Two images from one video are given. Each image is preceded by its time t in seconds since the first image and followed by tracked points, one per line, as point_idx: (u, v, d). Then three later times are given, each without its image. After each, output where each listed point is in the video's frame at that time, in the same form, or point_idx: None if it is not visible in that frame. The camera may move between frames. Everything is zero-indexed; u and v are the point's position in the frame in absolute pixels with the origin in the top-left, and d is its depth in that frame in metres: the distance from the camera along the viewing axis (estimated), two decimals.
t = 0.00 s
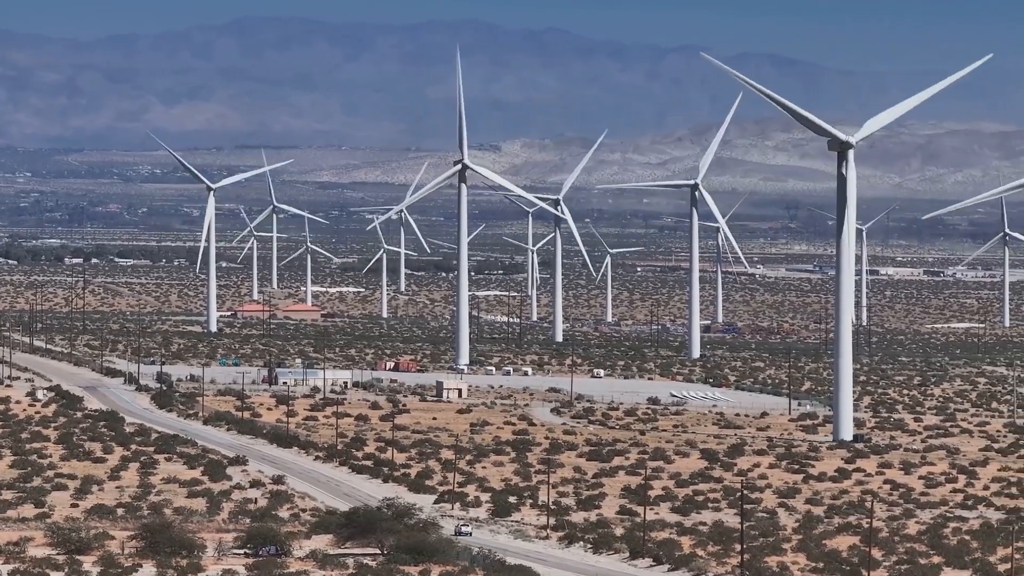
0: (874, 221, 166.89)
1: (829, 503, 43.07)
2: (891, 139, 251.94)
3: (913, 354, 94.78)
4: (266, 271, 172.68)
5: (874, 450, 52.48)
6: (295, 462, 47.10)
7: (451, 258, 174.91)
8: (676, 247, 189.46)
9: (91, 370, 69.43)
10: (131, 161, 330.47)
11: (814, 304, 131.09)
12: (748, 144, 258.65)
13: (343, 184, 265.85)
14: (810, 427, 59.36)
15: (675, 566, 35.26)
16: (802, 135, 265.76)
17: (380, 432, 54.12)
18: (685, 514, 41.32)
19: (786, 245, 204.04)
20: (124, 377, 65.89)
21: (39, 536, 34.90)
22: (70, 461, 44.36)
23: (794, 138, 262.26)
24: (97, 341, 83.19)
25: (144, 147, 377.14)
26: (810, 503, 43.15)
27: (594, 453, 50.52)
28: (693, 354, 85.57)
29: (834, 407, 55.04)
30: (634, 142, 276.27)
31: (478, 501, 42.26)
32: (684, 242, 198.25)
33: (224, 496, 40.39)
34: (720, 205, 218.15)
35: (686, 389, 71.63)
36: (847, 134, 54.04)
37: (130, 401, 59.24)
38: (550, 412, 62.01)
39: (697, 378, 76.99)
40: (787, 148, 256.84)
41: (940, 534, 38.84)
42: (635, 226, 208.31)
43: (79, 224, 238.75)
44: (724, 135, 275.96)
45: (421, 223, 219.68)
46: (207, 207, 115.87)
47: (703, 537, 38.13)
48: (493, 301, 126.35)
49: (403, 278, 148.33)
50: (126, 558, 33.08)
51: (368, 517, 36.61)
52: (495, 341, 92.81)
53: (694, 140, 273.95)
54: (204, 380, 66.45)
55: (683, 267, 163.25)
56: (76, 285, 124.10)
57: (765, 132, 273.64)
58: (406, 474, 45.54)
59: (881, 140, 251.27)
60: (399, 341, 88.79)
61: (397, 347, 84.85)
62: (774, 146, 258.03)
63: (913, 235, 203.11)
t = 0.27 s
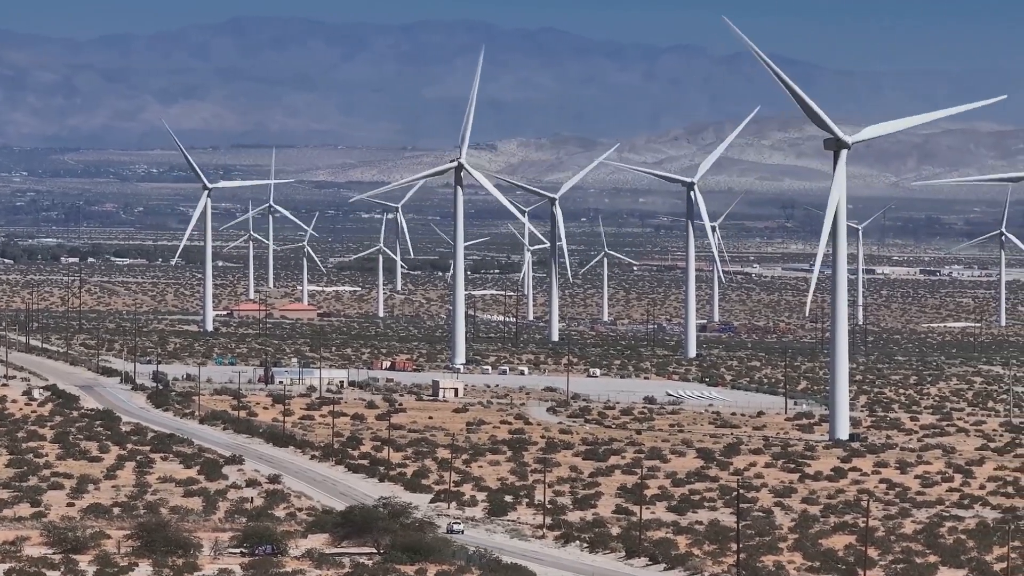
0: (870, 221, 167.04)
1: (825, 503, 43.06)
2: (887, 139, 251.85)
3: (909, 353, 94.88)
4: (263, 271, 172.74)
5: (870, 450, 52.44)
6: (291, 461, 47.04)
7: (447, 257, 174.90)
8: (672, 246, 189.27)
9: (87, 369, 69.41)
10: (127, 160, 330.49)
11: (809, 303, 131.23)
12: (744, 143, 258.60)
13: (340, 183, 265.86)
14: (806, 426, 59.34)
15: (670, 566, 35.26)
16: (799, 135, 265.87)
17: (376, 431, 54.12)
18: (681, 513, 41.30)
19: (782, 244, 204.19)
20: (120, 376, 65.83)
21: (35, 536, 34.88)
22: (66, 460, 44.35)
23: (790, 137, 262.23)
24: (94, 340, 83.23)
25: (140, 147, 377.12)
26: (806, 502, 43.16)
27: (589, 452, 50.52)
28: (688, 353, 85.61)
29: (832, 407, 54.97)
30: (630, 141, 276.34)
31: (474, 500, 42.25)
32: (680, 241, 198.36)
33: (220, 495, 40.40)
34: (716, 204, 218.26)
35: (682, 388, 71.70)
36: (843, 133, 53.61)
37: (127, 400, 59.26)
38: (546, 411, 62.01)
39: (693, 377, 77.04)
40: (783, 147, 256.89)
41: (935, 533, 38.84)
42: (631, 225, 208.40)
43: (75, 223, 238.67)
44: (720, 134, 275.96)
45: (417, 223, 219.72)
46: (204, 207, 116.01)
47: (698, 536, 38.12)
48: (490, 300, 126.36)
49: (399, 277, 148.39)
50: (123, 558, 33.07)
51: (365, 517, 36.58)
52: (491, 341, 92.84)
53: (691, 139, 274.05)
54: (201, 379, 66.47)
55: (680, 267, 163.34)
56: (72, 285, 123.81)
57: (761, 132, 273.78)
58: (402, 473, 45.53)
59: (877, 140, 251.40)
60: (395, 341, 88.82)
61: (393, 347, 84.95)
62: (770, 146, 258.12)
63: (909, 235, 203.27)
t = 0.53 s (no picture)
0: (987, 221, 164.45)
1: (940, 506, 41.95)
2: (1004, 139, 247.93)
3: None
4: (376, 272, 173.38)
5: (990, 454, 51.13)
6: (405, 464, 46.64)
7: (560, 259, 174.48)
8: (786, 248, 187.36)
9: (202, 371, 69.63)
10: (242, 162, 333.45)
11: (926, 305, 129.34)
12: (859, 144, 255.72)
13: (452, 185, 266.33)
14: (924, 429, 58.06)
15: (786, 569, 34.36)
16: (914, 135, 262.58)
17: (488, 434, 53.66)
18: (796, 517, 40.40)
19: (898, 245, 201.64)
20: (235, 379, 65.89)
21: (150, 538, 34.70)
22: (181, 462, 44.27)
23: (905, 138, 258.95)
24: (209, 341, 83.66)
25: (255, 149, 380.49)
26: (922, 506, 42.06)
27: (704, 455, 49.69)
28: (803, 356, 84.43)
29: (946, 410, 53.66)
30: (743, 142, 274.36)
31: (588, 503, 41.59)
32: (794, 242, 196.53)
33: (334, 498, 40.08)
34: (830, 205, 216.00)
35: (797, 391, 70.61)
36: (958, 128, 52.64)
37: (241, 402, 59.25)
38: (660, 414, 61.25)
39: (808, 379, 75.90)
40: (898, 148, 253.73)
41: None
42: (745, 226, 206.80)
43: (190, 224, 241.07)
44: (834, 135, 273.21)
45: (529, 224, 219.57)
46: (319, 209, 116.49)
47: (813, 540, 37.19)
48: (602, 302, 125.74)
49: (512, 279, 148.15)
50: (236, 561, 32.77)
51: (477, 520, 36.04)
52: (604, 343, 92.22)
53: (804, 140, 271.53)
54: (315, 381, 66.42)
55: (793, 268, 161.75)
56: (188, 287, 124.73)
57: (876, 132, 270.69)
58: (515, 476, 44.97)
59: (994, 140, 247.57)
60: (508, 343, 88.44)
61: (505, 348, 84.61)
62: (884, 146, 255.07)
63: None
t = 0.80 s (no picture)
0: (985, 221, 164.57)
1: (938, 506, 41.95)
2: (1002, 139, 247.97)
3: None
4: (375, 272, 173.46)
5: (987, 453, 51.12)
6: (404, 464, 46.64)
7: (558, 259, 174.56)
8: (785, 248, 187.38)
9: (201, 371, 69.62)
10: (241, 162, 333.46)
11: (924, 305, 129.47)
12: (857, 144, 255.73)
13: (450, 185, 266.36)
14: (921, 429, 58.06)
15: (784, 569, 34.34)
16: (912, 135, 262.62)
17: (487, 434, 53.67)
18: (794, 517, 40.40)
19: (896, 245, 201.75)
20: (234, 379, 65.84)
21: (149, 539, 34.70)
22: (180, 462, 44.25)
23: (903, 139, 258.95)
24: (208, 342, 83.69)
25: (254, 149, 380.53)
26: (920, 506, 42.06)
27: (703, 455, 49.70)
28: (802, 355, 84.46)
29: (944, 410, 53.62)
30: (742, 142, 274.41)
31: (586, 504, 41.58)
32: (792, 242, 196.66)
33: (333, 498, 40.07)
34: (828, 206, 216.06)
35: (794, 391, 70.64)
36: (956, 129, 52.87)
37: (240, 402, 59.27)
38: (659, 413, 61.27)
39: (806, 379, 75.93)
40: (897, 148, 253.76)
41: None
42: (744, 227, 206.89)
43: (189, 224, 241.10)
44: (833, 135, 273.25)
45: (528, 224, 219.67)
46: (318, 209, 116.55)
47: (811, 540, 37.19)
48: (601, 302, 125.82)
49: (511, 279, 148.22)
50: (234, 561, 32.76)
51: (475, 520, 36.01)
52: (603, 342, 92.28)
53: (803, 140, 271.59)
54: (314, 381, 66.42)
55: (792, 268, 161.84)
56: (187, 287, 124.66)
57: (874, 132, 270.77)
58: (514, 476, 44.96)
59: (992, 140, 247.68)
60: (507, 343, 88.41)
61: (504, 348, 84.66)
62: (883, 146, 255.09)
63: None
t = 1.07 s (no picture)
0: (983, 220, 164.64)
1: (936, 505, 41.98)
2: (999, 138, 247.98)
3: None
4: (372, 271, 173.49)
5: (984, 452, 51.15)
6: (402, 463, 46.68)
7: (556, 257, 174.56)
8: (784, 247, 187.39)
9: (199, 369, 69.59)
10: (239, 160, 333.37)
11: (923, 304, 129.55)
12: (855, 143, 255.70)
13: (448, 184, 266.37)
14: (919, 428, 58.09)
15: (782, 568, 34.39)
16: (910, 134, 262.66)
17: (486, 432, 53.70)
18: (791, 516, 40.43)
19: (894, 244, 201.78)
20: (232, 377, 65.82)
21: (147, 537, 34.70)
22: (178, 461, 44.24)
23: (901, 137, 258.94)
24: (206, 340, 83.69)
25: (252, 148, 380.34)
26: (917, 504, 42.08)
27: (701, 454, 49.73)
28: (800, 354, 84.46)
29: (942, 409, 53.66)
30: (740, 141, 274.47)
31: (585, 502, 41.59)
32: (790, 241, 196.73)
33: (331, 497, 40.08)
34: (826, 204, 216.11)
35: (792, 390, 70.67)
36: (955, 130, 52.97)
37: (238, 400, 59.27)
38: (658, 412, 61.29)
39: (804, 378, 75.96)
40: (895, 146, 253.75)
41: None
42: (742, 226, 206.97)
43: (186, 223, 241.05)
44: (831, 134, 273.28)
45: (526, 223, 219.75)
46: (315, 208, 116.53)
47: (809, 539, 37.22)
48: (599, 301, 125.80)
49: (509, 277, 148.23)
50: (232, 559, 32.78)
51: (473, 518, 36.03)
52: (601, 341, 92.28)
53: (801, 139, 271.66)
54: (312, 380, 66.45)
55: (790, 267, 161.89)
56: (185, 285, 124.56)
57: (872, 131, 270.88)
58: (512, 475, 44.98)
59: (990, 139, 247.73)
60: (505, 341, 88.35)
61: (503, 347, 84.66)
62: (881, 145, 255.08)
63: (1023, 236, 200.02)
